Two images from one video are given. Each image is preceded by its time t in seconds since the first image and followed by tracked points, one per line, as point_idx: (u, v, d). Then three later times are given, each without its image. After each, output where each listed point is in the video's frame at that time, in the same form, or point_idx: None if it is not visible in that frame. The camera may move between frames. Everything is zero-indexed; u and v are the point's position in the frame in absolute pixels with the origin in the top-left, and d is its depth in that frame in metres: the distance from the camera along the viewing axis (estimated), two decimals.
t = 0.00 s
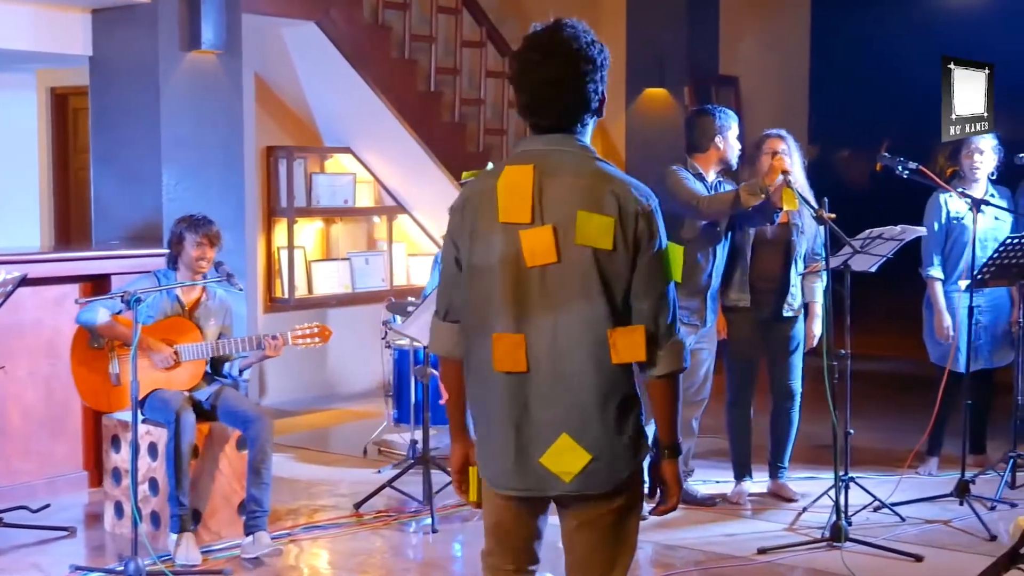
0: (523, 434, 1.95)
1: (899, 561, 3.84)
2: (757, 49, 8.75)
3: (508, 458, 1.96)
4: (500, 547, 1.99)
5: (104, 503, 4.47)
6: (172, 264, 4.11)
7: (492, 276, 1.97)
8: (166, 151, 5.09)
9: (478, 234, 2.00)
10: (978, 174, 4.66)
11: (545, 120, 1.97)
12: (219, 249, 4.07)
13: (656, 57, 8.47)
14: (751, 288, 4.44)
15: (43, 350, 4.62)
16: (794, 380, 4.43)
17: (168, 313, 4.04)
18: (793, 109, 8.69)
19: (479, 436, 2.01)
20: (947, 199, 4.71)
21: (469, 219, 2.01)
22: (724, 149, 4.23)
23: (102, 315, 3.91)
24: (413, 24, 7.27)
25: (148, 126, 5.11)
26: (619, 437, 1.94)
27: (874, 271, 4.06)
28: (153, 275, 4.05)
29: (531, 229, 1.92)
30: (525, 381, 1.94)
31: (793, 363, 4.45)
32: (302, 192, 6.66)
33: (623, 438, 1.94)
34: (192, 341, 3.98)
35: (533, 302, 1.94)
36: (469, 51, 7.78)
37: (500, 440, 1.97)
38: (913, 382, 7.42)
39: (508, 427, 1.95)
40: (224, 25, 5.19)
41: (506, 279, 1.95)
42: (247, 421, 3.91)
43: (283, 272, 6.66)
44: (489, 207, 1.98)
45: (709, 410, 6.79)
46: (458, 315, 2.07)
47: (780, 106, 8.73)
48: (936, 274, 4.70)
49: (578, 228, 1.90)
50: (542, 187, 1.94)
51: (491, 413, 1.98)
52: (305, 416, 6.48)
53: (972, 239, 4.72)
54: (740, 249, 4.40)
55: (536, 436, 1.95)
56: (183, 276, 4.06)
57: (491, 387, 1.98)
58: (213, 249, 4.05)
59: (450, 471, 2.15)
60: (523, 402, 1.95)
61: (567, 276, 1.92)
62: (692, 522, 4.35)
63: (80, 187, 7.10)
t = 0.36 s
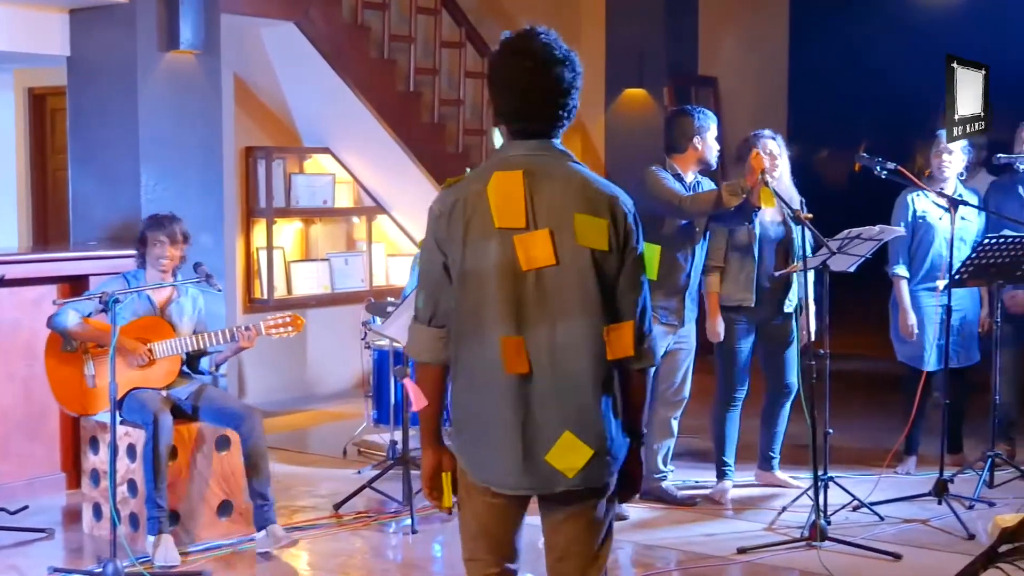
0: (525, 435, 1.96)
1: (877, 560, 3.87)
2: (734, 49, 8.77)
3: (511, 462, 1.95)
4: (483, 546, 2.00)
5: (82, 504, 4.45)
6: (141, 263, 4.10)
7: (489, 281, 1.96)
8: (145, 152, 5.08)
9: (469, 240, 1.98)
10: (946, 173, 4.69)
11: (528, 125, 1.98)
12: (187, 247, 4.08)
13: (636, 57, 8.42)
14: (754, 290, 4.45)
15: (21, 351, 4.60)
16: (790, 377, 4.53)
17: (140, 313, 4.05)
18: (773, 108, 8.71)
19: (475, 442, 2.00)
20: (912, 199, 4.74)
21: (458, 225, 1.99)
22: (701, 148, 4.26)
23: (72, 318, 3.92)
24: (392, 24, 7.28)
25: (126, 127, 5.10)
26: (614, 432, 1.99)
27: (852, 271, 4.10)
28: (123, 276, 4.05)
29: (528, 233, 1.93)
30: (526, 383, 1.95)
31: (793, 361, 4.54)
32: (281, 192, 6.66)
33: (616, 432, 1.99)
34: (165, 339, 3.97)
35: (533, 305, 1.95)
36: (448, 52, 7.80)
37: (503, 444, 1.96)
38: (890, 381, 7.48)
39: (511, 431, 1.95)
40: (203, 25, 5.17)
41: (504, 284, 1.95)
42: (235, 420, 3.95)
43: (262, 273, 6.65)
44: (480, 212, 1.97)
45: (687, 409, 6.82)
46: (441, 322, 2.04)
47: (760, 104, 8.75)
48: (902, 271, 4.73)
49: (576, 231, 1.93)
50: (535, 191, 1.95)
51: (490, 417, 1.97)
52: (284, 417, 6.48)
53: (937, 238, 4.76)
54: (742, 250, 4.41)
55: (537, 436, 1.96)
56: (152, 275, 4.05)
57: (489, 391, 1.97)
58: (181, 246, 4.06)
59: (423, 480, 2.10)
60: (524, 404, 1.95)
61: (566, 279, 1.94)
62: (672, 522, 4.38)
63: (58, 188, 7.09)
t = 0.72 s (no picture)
0: (510, 419, 2.11)
1: (865, 560, 3.89)
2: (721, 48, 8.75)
3: (496, 446, 2.10)
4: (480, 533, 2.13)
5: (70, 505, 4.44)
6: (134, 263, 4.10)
7: (474, 275, 2.10)
8: (133, 152, 5.07)
9: (454, 236, 2.11)
10: (924, 174, 4.70)
11: (507, 125, 2.14)
12: (179, 248, 4.08)
13: (624, 57, 8.41)
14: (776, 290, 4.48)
15: (8, 352, 4.59)
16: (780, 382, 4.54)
17: (132, 313, 4.04)
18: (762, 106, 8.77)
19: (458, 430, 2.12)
20: (890, 199, 4.77)
21: (443, 221, 2.11)
22: (692, 148, 4.26)
23: (65, 317, 3.91)
24: (380, 23, 7.28)
25: (114, 127, 5.09)
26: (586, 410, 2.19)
27: (839, 272, 4.12)
28: (115, 276, 4.04)
29: (512, 229, 2.09)
30: (510, 370, 2.10)
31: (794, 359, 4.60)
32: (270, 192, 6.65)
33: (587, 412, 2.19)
34: (157, 339, 3.97)
35: (516, 297, 2.11)
36: (437, 52, 7.80)
37: (489, 429, 2.10)
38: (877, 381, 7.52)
39: (497, 417, 2.10)
40: (191, 25, 5.17)
41: (490, 277, 2.09)
42: (230, 420, 3.95)
43: (251, 273, 6.64)
44: (464, 209, 2.11)
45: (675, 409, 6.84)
46: (422, 316, 2.15)
47: (748, 105, 8.76)
48: (878, 271, 4.76)
49: (555, 227, 2.11)
50: (516, 190, 2.11)
51: (476, 403, 2.11)
52: (272, 417, 6.48)
53: (915, 238, 4.79)
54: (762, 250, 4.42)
55: (520, 419, 2.12)
56: (143, 276, 4.04)
57: (474, 379, 2.11)
58: (168, 246, 4.05)
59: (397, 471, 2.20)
60: (508, 391, 2.11)
61: (547, 272, 2.12)
62: (660, 522, 4.39)
63: (45, 188, 7.07)
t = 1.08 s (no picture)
0: (541, 414, 2.21)
1: (868, 561, 3.89)
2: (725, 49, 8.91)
3: (528, 440, 2.19)
4: (496, 527, 2.22)
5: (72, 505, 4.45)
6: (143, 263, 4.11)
7: (505, 278, 2.19)
8: (135, 152, 5.08)
9: (486, 239, 2.19)
10: (918, 175, 4.71)
11: (529, 132, 2.22)
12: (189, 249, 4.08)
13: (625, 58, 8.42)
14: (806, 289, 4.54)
15: (11, 351, 4.59)
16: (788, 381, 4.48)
17: (139, 312, 4.04)
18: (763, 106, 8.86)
19: (489, 426, 2.20)
20: (885, 198, 4.80)
21: (474, 225, 2.19)
22: (693, 148, 4.25)
23: (76, 314, 3.93)
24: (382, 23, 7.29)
25: (116, 127, 5.10)
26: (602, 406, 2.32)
27: (841, 272, 4.12)
28: (123, 275, 4.05)
29: (542, 233, 2.19)
30: (539, 367, 2.20)
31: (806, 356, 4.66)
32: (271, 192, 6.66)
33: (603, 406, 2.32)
34: (163, 339, 3.98)
35: (545, 297, 2.21)
36: (438, 52, 7.81)
37: (522, 424, 2.19)
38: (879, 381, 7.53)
39: (529, 411, 2.19)
40: (193, 26, 5.17)
41: (521, 277, 2.19)
42: (233, 416, 3.96)
43: (253, 273, 6.65)
44: (495, 212, 2.19)
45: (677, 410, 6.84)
46: (452, 316, 2.22)
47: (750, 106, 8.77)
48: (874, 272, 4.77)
49: (580, 230, 2.23)
50: (542, 195, 2.21)
51: (508, 401, 2.19)
52: (275, 417, 6.49)
53: (911, 240, 4.81)
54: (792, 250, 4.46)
55: (549, 415, 2.22)
56: (152, 277, 4.04)
57: (507, 377, 2.20)
58: (179, 246, 4.04)
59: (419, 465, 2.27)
60: (538, 387, 2.21)
61: (572, 273, 2.23)
62: (662, 522, 4.39)
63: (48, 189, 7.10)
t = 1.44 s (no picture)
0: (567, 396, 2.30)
1: (882, 562, 3.87)
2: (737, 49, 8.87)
3: (558, 418, 2.28)
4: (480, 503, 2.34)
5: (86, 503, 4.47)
6: (156, 264, 4.12)
7: (533, 264, 2.29)
8: (149, 153, 5.09)
9: (513, 227, 2.29)
10: (924, 177, 4.68)
11: (546, 127, 2.34)
12: (203, 250, 4.10)
13: (640, 59, 8.46)
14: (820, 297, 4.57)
15: (26, 350, 4.62)
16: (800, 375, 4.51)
17: (155, 313, 4.05)
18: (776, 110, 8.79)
19: (518, 406, 2.30)
20: (893, 199, 4.79)
21: (501, 214, 2.30)
22: (705, 144, 4.19)
23: (93, 318, 3.93)
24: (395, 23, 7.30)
25: (130, 127, 5.11)
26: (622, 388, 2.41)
27: (854, 272, 4.09)
28: (137, 275, 4.06)
29: (565, 222, 2.29)
30: (566, 349, 2.30)
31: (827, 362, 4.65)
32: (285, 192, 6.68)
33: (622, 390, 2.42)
34: (178, 342, 3.98)
35: (569, 282, 2.31)
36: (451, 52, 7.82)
37: (551, 402, 2.29)
38: (892, 381, 7.50)
39: (558, 393, 2.29)
40: (207, 26, 5.18)
41: (547, 264, 2.29)
42: (251, 415, 3.97)
43: (266, 273, 6.67)
44: (522, 202, 2.29)
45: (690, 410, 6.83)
46: (481, 302, 2.31)
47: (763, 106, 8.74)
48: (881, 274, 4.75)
49: (602, 219, 2.33)
50: (564, 186, 2.32)
51: (535, 382, 2.29)
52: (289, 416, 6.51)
53: (919, 242, 4.77)
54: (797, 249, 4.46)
55: (575, 395, 2.31)
56: (164, 277, 4.06)
57: (535, 358, 2.30)
58: (193, 249, 4.06)
59: (444, 445, 2.35)
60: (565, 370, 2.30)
61: (594, 259, 2.33)
62: (675, 523, 4.38)
63: (62, 189, 7.16)
